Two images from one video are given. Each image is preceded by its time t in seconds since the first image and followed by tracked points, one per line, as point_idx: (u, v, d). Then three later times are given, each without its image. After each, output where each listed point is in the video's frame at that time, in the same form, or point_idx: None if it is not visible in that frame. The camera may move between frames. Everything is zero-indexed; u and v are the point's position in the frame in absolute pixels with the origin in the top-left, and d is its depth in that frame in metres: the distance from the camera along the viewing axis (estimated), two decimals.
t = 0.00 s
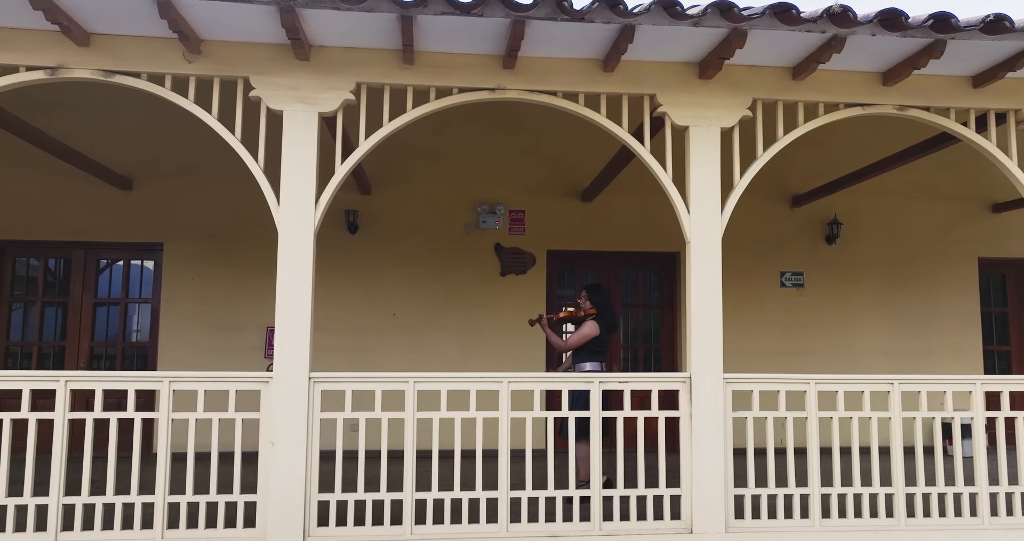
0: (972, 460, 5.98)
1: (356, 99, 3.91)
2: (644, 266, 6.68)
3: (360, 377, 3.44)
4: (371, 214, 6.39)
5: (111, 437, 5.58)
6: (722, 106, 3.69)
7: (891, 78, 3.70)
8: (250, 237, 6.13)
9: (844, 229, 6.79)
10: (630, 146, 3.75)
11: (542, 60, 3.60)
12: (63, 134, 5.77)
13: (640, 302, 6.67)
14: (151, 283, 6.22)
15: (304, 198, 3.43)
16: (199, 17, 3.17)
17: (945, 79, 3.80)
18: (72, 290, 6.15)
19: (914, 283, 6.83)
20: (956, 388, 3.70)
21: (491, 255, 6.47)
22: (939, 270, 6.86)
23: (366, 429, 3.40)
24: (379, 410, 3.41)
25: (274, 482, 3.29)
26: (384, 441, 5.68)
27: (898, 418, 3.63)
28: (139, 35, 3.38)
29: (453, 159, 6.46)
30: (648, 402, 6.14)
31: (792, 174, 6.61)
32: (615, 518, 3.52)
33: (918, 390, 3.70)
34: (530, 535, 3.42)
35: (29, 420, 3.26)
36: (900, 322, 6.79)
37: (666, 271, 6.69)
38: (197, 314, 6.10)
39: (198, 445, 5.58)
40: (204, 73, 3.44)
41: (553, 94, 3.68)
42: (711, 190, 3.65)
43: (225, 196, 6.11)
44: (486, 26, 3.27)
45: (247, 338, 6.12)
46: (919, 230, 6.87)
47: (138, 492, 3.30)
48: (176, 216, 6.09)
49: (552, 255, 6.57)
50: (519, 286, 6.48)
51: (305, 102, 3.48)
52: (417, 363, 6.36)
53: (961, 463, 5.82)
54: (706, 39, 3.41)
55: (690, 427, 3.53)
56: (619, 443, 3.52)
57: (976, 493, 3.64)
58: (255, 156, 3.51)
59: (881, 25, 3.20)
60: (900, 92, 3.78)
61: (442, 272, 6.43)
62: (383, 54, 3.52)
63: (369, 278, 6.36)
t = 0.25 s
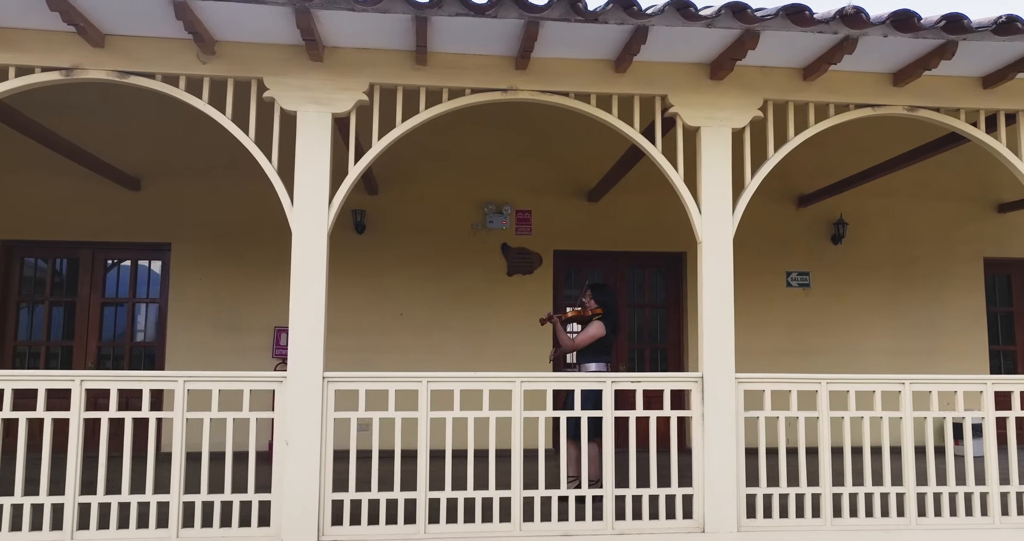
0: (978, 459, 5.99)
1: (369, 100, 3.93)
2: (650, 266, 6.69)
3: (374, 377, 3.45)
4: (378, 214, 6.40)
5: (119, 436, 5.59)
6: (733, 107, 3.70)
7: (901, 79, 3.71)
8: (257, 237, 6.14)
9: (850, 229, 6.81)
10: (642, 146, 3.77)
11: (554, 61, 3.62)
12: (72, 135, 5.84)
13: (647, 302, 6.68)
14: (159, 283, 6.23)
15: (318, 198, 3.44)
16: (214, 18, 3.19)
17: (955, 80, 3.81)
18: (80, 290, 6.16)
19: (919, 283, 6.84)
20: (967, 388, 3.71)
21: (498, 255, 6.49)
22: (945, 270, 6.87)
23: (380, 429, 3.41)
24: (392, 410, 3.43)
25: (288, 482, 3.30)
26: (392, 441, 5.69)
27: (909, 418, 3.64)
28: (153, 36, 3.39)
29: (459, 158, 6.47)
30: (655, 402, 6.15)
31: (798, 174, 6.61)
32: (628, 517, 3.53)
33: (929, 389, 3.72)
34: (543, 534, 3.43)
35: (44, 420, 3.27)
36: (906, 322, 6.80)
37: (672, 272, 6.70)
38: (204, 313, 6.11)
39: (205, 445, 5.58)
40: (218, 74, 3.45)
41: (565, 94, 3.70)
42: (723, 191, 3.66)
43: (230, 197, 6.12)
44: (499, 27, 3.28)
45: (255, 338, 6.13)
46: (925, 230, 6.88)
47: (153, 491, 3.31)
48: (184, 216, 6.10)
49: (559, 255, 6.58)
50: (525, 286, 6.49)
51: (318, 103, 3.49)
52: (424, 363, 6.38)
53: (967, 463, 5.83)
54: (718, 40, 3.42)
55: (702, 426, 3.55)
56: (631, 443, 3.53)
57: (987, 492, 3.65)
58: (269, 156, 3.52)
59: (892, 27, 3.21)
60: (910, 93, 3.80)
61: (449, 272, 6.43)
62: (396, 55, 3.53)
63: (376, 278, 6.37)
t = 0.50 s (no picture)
0: (984, 459, 6.00)
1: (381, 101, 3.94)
2: (656, 266, 6.71)
3: (388, 376, 3.47)
4: (385, 214, 6.41)
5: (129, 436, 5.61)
6: (744, 108, 3.72)
7: (912, 80, 3.73)
8: (265, 237, 6.16)
9: (856, 229, 6.82)
10: (653, 147, 3.78)
11: (566, 62, 3.63)
12: (82, 135, 5.81)
13: (653, 302, 6.69)
14: (166, 283, 6.24)
15: (332, 198, 3.46)
16: (229, 19, 3.20)
17: (965, 80, 3.82)
18: (88, 290, 6.17)
19: (925, 283, 6.85)
20: (978, 388, 3.73)
21: (505, 255, 6.50)
22: (951, 270, 6.89)
23: (394, 428, 3.42)
24: (406, 410, 3.44)
25: (303, 481, 3.31)
26: (400, 440, 5.71)
27: (920, 418, 3.65)
28: (168, 37, 3.40)
29: (466, 158, 6.49)
30: (661, 402, 6.17)
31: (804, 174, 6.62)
32: (640, 516, 3.54)
33: (940, 389, 3.73)
34: (556, 533, 3.44)
35: (59, 419, 3.28)
36: (911, 322, 6.81)
37: (678, 272, 6.72)
38: (212, 313, 6.12)
39: (212, 445, 5.60)
40: (232, 74, 3.46)
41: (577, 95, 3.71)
42: (735, 191, 3.68)
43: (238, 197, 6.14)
44: (513, 28, 3.29)
45: (263, 338, 6.14)
46: (931, 230, 6.89)
47: (168, 490, 3.33)
48: (192, 216, 6.11)
49: (565, 255, 6.60)
50: (532, 286, 6.50)
51: (331, 104, 3.51)
52: (432, 363, 6.39)
53: (973, 462, 5.85)
54: (731, 41, 3.43)
55: (714, 426, 3.56)
56: (644, 443, 3.54)
57: (997, 491, 3.66)
58: (283, 157, 3.53)
59: (905, 28, 3.21)
60: (920, 94, 3.81)
61: (456, 272, 6.45)
62: (409, 56, 3.55)
63: (383, 278, 6.39)
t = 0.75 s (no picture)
0: (991, 459, 6.01)
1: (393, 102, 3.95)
2: (663, 267, 6.72)
3: (401, 376, 3.48)
4: (392, 214, 6.42)
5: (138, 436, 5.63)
6: (756, 109, 3.73)
7: (923, 81, 3.74)
8: (273, 238, 6.17)
9: (862, 229, 6.83)
10: (665, 148, 3.79)
11: (579, 63, 3.64)
12: (91, 136, 5.83)
13: (660, 302, 6.70)
14: (174, 283, 6.25)
15: (346, 199, 3.47)
16: (244, 20, 3.21)
17: (976, 81, 3.83)
18: (96, 290, 6.18)
19: (931, 283, 6.86)
20: (988, 388, 3.73)
21: (512, 256, 6.51)
22: (957, 270, 6.89)
23: (407, 428, 3.43)
24: (419, 410, 3.44)
25: (318, 481, 3.33)
26: (409, 440, 5.72)
27: (932, 418, 3.65)
28: (182, 38, 3.41)
29: (472, 157, 6.50)
30: (668, 402, 6.18)
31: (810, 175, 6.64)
32: (652, 516, 3.55)
33: (951, 389, 3.73)
34: (569, 533, 3.45)
35: (76, 419, 3.30)
36: (918, 322, 6.82)
37: (684, 272, 6.73)
38: (220, 313, 6.13)
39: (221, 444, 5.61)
40: (246, 75, 3.47)
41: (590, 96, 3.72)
42: (747, 192, 3.69)
43: (246, 197, 6.16)
44: (526, 30, 3.30)
45: (271, 338, 6.16)
46: (937, 230, 6.90)
47: (183, 490, 3.34)
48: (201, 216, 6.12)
49: (572, 255, 6.60)
50: (539, 286, 6.51)
51: (345, 105, 3.52)
52: (439, 363, 6.40)
53: (980, 462, 5.86)
54: (743, 43, 3.44)
55: (726, 426, 3.57)
56: (656, 443, 3.54)
57: (1009, 492, 3.67)
58: (296, 157, 3.54)
59: (918, 29, 3.21)
60: (931, 95, 3.82)
61: (463, 271, 6.46)
62: (422, 57, 3.56)
63: (390, 278, 6.40)
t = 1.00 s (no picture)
0: (998, 459, 6.03)
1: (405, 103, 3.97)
2: (669, 267, 6.72)
3: (414, 376, 3.49)
4: (399, 215, 6.43)
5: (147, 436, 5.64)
6: (768, 109, 3.74)
7: (935, 82, 3.74)
8: (281, 238, 6.18)
9: (868, 229, 6.83)
10: (677, 149, 3.80)
11: (591, 64, 3.65)
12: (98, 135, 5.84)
13: (667, 302, 6.71)
14: (182, 283, 6.26)
15: (360, 199, 3.48)
16: (259, 21, 3.22)
17: (987, 82, 3.83)
18: (104, 291, 6.18)
19: (937, 283, 6.87)
20: (999, 388, 3.74)
21: (519, 256, 6.52)
22: (963, 270, 6.90)
23: (421, 429, 3.43)
24: (433, 410, 3.45)
25: (333, 480, 3.34)
26: (417, 440, 5.74)
27: (943, 418, 3.65)
28: (196, 40, 3.42)
29: (479, 157, 6.50)
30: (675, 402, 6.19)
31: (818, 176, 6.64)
32: (665, 516, 3.56)
33: (961, 389, 3.74)
34: (582, 533, 3.46)
35: (91, 420, 3.31)
36: (924, 322, 6.82)
37: (691, 272, 6.74)
38: (228, 313, 6.14)
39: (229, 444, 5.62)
40: (260, 76, 3.48)
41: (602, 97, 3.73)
42: (758, 193, 3.71)
43: (254, 198, 6.17)
44: (540, 31, 3.31)
45: (279, 338, 6.17)
46: (943, 230, 6.91)
47: (198, 490, 3.36)
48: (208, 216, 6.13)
49: (579, 255, 6.61)
50: (546, 286, 6.52)
51: (358, 106, 3.52)
52: (446, 363, 6.41)
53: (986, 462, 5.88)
54: (756, 44, 3.45)
55: (738, 426, 3.57)
56: (669, 443, 3.55)
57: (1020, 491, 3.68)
58: (310, 158, 3.55)
59: (930, 30, 3.21)
60: (942, 95, 3.82)
61: (470, 271, 6.47)
62: (435, 58, 3.56)
63: (398, 278, 6.41)
